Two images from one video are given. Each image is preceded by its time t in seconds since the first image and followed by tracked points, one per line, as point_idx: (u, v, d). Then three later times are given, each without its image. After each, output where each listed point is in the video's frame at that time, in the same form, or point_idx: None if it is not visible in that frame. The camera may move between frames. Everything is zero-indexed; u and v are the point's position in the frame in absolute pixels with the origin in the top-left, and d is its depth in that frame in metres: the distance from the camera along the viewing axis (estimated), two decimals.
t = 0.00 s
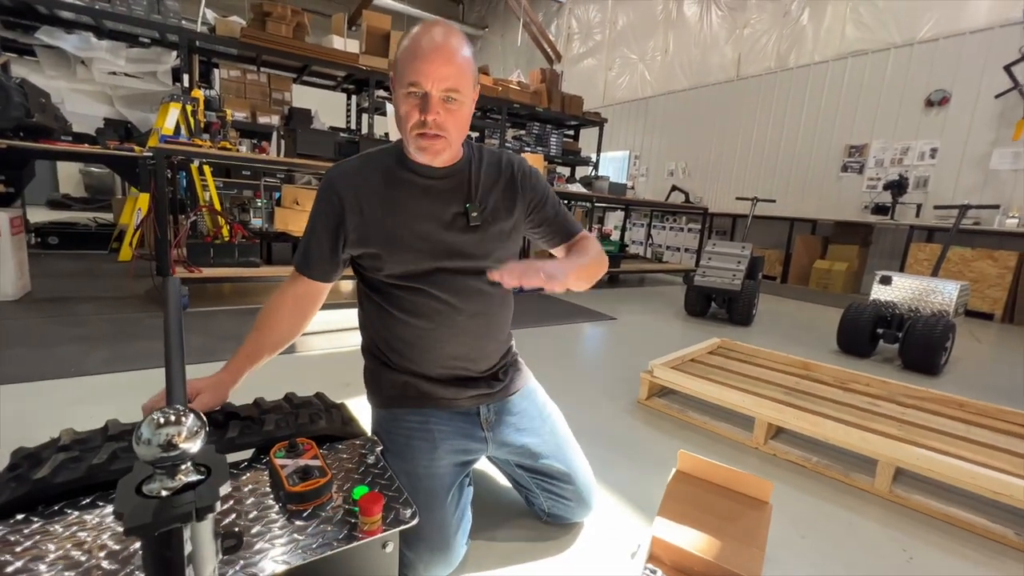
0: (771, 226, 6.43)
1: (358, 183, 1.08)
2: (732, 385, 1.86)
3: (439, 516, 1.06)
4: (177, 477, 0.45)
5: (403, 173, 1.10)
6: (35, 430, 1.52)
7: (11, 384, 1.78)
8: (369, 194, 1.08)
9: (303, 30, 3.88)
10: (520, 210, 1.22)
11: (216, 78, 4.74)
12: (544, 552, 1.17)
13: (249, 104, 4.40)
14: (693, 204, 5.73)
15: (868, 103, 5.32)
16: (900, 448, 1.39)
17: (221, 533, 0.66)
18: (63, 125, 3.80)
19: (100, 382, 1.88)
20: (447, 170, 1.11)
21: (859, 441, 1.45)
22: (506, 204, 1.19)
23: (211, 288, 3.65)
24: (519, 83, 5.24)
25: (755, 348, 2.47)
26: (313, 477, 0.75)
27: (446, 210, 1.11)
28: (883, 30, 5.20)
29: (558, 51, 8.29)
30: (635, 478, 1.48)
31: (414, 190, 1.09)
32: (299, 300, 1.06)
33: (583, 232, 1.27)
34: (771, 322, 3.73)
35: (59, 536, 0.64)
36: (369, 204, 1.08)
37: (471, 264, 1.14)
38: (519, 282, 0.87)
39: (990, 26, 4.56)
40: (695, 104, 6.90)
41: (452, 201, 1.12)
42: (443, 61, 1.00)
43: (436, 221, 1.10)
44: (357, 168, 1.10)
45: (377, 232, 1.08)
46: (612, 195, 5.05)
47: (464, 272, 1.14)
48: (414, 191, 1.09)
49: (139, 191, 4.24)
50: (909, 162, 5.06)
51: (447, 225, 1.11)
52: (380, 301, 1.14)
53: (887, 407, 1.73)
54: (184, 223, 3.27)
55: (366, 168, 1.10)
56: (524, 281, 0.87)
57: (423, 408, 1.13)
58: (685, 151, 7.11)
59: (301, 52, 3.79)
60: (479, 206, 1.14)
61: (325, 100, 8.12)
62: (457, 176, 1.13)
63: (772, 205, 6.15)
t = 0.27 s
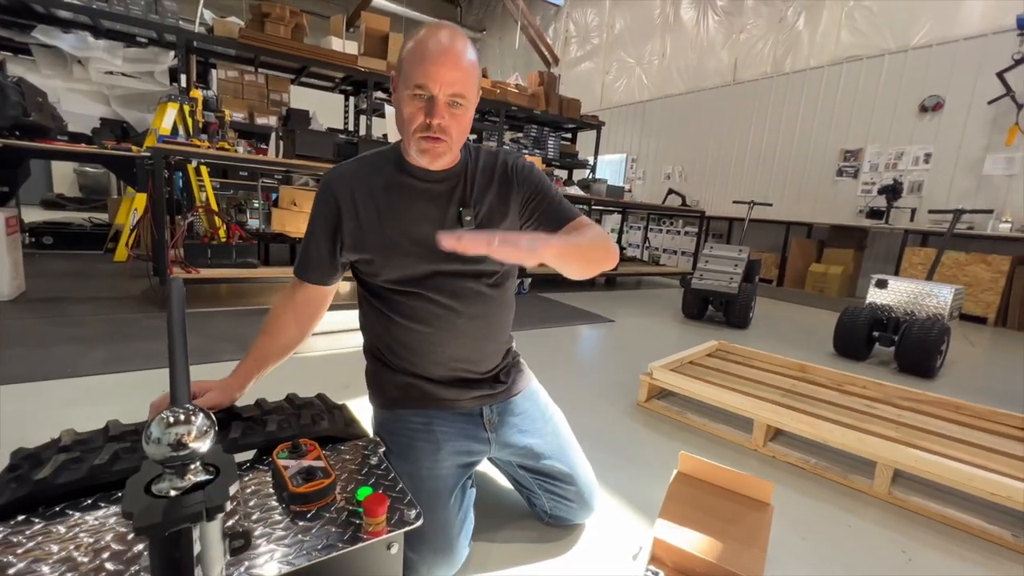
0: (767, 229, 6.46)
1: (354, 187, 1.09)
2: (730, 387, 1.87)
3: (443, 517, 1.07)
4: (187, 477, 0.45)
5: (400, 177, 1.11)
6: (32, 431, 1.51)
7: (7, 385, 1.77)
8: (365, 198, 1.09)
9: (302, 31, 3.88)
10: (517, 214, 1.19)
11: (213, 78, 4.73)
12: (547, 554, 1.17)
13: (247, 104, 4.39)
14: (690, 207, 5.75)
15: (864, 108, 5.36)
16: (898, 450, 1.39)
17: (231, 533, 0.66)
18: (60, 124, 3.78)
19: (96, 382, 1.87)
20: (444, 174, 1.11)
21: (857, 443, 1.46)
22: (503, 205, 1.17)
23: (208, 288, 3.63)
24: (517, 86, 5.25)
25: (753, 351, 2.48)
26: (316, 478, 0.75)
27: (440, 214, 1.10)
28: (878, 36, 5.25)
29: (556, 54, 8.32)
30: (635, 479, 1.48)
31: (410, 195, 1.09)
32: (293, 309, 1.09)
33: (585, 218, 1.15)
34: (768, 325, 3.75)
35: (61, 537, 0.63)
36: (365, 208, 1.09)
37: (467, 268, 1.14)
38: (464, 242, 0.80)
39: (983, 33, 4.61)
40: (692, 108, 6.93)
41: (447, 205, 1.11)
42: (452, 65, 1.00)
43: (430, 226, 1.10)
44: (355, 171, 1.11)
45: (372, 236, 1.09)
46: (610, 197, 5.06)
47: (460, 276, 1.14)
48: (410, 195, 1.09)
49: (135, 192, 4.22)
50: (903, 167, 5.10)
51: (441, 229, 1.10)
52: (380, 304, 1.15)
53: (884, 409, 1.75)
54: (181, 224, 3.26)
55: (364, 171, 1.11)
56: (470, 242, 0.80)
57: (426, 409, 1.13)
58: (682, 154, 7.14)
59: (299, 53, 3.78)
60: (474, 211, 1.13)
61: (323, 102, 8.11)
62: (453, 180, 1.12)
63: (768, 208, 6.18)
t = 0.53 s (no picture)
0: (762, 234, 6.50)
1: (353, 189, 1.09)
2: (730, 390, 1.87)
3: (448, 522, 1.06)
4: (202, 478, 0.45)
5: (399, 178, 1.11)
6: (30, 433, 1.49)
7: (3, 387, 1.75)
8: (363, 200, 1.09)
9: (300, 33, 3.87)
10: (516, 219, 1.16)
11: (211, 80, 4.72)
12: (551, 558, 1.17)
13: (244, 106, 4.39)
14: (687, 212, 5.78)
15: (858, 114, 5.41)
16: (899, 453, 1.40)
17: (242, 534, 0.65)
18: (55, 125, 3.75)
19: (94, 385, 1.84)
20: (443, 176, 1.10)
21: (858, 445, 1.47)
22: (501, 211, 1.15)
23: (204, 291, 3.61)
24: (514, 90, 5.27)
25: (751, 354, 2.49)
26: (324, 480, 0.74)
27: (438, 218, 1.10)
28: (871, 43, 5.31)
29: (553, 59, 8.36)
30: (637, 483, 1.48)
31: (408, 198, 1.09)
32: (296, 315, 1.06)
33: (586, 232, 1.09)
34: (764, 329, 3.77)
35: (66, 539, 0.62)
36: (363, 211, 1.09)
37: (464, 272, 1.13)
38: (445, 336, 0.68)
39: (975, 41, 4.67)
40: (689, 113, 6.98)
41: (445, 209, 1.10)
42: (456, 61, 1.00)
43: (428, 229, 1.09)
44: (355, 173, 1.11)
45: (370, 239, 1.09)
46: (607, 201, 5.08)
47: (457, 280, 1.13)
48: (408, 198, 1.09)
49: (131, 193, 4.19)
50: (897, 173, 5.15)
51: (438, 233, 1.10)
52: (381, 309, 1.16)
53: (883, 413, 1.76)
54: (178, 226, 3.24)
55: (364, 172, 1.11)
56: (450, 333, 0.69)
57: (430, 413, 1.13)
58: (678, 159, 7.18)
59: (297, 56, 3.78)
60: (471, 214, 1.11)
61: (320, 104, 8.10)
62: (452, 182, 1.11)
63: (764, 213, 6.22)
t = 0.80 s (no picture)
0: (757, 238, 6.54)
1: (348, 189, 1.08)
2: (728, 392, 1.87)
3: (447, 525, 1.05)
4: (201, 479, 0.44)
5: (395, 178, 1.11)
6: (22, 437, 1.47)
7: None
8: (359, 199, 1.09)
9: (296, 35, 3.86)
10: (512, 218, 1.17)
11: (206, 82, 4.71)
12: (551, 561, 1.16)
13: (239, 108, 4.44)
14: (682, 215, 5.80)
15: (851, 119, 5.46)
16: (897, 454, 1.41)
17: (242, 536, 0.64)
18: (48, 125, 3.72)
19: (86, 388, 1.82)
20: (438, 175, 1.10)
21: (855, 447, 1.47)
22: (497, 210, 1.15)
23: (198, 293, 3.58)
24: (511, 93, 5.28)
25: (748, 357, 2.49)
26: (322, 482, 0.73)
27: (433, 217, 1.10)
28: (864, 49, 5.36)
29: (548, 63, 8.40)
30: (636, 485, 1.48)
31: (404, 197, 1.09)
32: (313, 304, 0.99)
33: (583, 230, 1.10)
34: (760, 332, 3.78)
35: (59, 543, 0.60)
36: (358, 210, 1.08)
37: (460, 272, 1.13)
38: (449, 344, 0.70)
39: (965, 48, 4.72)
40: (684, 117, 7.01)
41: (441, 208, 1.10)
42: (450, 58, 0.99)
43: (424, 228, 1.09)
44: (350, 172, 1.11)
45: (365, 238, 1.08)
46: (603, 205, 5.10)
47: (453, 280, 1.13)
48: (404, 197, 1.09)
49: (124, 194, 4.15)
50: (889, 177, 5.19)
51: (434, 232, 1.09)
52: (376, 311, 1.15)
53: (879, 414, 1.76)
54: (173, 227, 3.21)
55: (360, 172, 1.11)
56: (453, 342, 0.71)
57: (429, 415, 1.12)
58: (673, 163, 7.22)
59: (294, 58, 3.77)
60: (467, 214, 1.11)
61: (316, 107, 8.09)
62: (448, 181, 1.11)
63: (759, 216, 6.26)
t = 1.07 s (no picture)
0: (752, 240, 6.57)
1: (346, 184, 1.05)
2: (726, 395, 1.87)
3: (446, 530, 1.04)
4: (195, 484, 0.43)
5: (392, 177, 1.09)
6: (12, 442, 1.44)
7: None
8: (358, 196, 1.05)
9: (292, 38, 3.85)
10: (508, 219, 1.17)
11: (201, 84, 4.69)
12: (549, 565, 1.15)
13: (235, 110, 4.42)
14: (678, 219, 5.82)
15: (844, 123, 5.50)
16: (895, 456, 1.41)
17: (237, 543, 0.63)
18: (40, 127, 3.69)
19: (78, 392, 1.80)
20: (436, 175, 1.09)
21: (852, 449, 1.47)
22: (494, 211, 1.15)
23: (192, 296, 3.55)
24: (507, 96, 5.29)
25: (745, 359, 2.50)
26: (319, 487, 0.72)
27: (431, 218, 1.09)
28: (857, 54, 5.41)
29: (544, 66, 8.44)
30: (635, 488, 1.47)
31: (402, 197, 1.08)
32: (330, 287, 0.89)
33: (577, 229, 1.10)
34: (756, 334, 3.79)
35: (48, 551, 0.58)
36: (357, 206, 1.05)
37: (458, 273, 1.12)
38: (450, 337, 0.73)
39: (957, 53, 4.76)
40: (679, 121, 7.04)
41: (439, 209, 1.10)
42: (443, 59, 0.99)
43: (422, 229, 1.08)
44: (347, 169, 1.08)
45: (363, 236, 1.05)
46: (600, 208, 5.10)
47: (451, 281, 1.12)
48: (402, 196, 1.08)
49: (118, 197, 4.12)
50: (883, 181, 5.23)
51: (432, 233, 1.09)
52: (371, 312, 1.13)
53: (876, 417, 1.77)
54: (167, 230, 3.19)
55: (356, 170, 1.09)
56: (454, 334, 0.73)
57: (427, 418, 1.11)
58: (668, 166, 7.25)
59: (289, 60, 3.76)
60: (465, 215, 1.11)
61: (312, 109, 8.08)
62: (445, 182, 1.11)
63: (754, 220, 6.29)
